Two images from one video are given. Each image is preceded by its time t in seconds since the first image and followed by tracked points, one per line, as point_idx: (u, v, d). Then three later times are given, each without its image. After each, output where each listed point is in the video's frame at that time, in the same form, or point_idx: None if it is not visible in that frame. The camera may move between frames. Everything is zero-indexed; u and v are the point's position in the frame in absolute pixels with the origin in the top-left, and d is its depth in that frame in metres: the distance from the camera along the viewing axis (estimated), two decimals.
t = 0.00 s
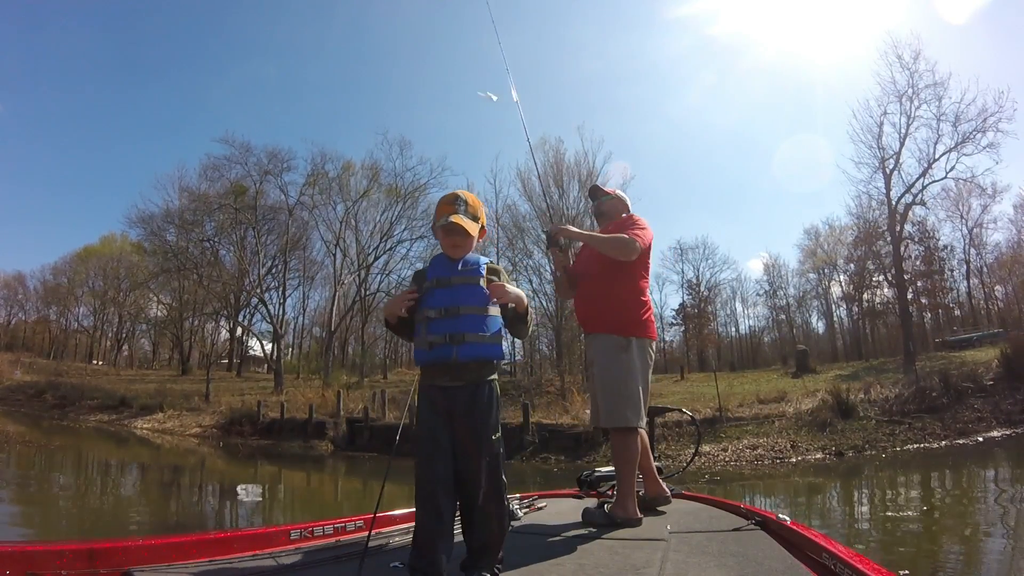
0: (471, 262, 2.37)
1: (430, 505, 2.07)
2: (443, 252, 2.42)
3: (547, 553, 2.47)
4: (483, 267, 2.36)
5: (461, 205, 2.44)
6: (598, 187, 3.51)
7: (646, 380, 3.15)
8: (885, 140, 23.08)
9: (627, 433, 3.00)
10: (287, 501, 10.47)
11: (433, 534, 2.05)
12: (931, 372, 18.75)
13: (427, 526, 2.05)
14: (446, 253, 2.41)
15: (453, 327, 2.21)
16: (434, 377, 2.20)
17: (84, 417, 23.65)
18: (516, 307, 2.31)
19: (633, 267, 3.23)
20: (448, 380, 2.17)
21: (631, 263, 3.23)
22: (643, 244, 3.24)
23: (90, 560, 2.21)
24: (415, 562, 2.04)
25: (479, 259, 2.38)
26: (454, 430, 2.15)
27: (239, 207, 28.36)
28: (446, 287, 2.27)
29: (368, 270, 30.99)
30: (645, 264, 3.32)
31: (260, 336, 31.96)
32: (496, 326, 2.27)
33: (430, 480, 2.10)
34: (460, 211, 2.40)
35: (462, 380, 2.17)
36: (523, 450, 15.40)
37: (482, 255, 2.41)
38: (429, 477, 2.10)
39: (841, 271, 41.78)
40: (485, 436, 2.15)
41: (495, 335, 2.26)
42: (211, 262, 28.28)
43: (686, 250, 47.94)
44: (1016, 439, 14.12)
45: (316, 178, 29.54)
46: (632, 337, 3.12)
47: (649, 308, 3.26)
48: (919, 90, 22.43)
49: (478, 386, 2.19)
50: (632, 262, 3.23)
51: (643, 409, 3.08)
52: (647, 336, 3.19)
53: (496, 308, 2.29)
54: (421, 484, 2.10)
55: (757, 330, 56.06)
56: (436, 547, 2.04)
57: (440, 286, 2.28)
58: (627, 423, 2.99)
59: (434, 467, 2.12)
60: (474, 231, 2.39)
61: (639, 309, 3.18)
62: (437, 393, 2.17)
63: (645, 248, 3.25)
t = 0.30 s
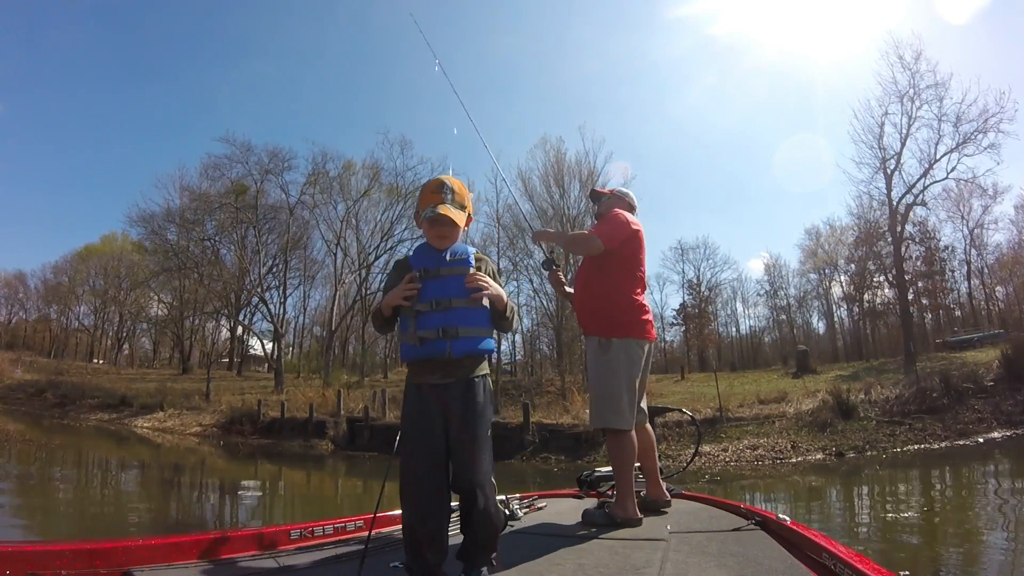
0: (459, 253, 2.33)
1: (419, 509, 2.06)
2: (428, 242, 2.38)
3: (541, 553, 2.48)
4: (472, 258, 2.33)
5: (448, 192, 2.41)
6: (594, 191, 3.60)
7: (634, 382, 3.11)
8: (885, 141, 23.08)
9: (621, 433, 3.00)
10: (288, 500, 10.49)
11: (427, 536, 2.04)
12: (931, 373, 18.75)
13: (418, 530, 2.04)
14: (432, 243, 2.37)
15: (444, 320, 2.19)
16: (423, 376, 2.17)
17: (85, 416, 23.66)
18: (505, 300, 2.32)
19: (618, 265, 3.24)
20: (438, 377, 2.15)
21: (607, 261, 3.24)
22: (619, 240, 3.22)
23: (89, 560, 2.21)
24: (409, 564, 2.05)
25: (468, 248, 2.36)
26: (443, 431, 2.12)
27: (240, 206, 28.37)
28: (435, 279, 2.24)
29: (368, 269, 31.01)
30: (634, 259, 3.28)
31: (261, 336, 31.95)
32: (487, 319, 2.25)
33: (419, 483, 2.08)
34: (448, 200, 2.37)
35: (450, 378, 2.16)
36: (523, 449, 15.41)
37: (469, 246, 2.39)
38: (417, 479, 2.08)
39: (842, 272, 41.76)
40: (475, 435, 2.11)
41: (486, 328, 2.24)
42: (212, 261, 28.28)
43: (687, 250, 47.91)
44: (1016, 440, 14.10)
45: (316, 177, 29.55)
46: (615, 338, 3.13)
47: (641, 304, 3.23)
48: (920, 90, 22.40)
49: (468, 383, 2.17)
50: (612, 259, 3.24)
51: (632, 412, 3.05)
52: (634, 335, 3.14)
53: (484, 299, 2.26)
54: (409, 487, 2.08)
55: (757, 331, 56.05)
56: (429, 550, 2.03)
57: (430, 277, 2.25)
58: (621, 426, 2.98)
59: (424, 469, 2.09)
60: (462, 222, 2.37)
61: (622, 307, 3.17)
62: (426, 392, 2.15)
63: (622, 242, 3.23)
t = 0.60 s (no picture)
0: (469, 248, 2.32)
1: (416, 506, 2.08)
2: (435, 235, 2.38)
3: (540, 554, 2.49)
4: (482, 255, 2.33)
5: (459, 183, 2.39)
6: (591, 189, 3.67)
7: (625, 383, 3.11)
8: (885, 141, 23.06)
9: (615, 433, 3.02)
10: (288, 500, 10.50)
11: (428, 540, 2.05)
12: (931, 373, 18.74)
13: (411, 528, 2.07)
14: (440, 237, 2.37)
15: (455, 318, 2.18)
16: (427, 379, 2.15)
17: (85, 416, 23.67)
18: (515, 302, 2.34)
19: (602, 267, 3.26)
20: (447, 379, 2.12)
21: (591, 263, 3.28)
22: (598, 240, 3.26)
23: (88, 560, 2.20)
24: (409, 565, 2.06)
25: (478, 244, 2.37)
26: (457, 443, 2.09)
27: (240, 206, 28.37)
28: (445, 274, 2.23)
29: (368, 269, 31.02)
30: (622, 256, 3.28)
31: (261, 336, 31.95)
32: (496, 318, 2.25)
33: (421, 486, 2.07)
34: (459, 191, 2.35)
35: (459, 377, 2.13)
36: (523, 450, 15.40)
37: (477, 240, 2.40)
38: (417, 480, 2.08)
39: (842, 272, 41.73)
40: (484, 444, 2.08)
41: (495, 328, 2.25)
42: (212, 261, 28.28)
43: (687, 250, 47.92)
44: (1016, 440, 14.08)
45: (316, 177, 29.57)
46: (601, 340, 3.17)
47: (629, 304, 3.21)
48: (920, 90, 22.40)
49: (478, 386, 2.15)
50: (596, 261, 3.28)
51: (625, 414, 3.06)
52: (620, 338, 3.14)
53: (493, 297, 2.26)
54: (412, 491, 2.06)
55: (758, 331, 56.03)
56: (432, 555, 2.05)
57: (441, 272, 2.22)
58: (614, 428, 3.01)
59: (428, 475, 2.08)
60: (472, 215, 2.38)
61: (609, 307, 3.19)
62: (432, 393, 2.12)
63: (603, 241, 3.25)
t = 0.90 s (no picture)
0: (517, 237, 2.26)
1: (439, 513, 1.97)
2: (483, 221, 2.27)
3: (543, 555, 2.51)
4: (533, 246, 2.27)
5: (514, 166, 2.28)
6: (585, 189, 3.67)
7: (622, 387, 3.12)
8: (885, 140, 23.03)
9: (612, 432, 3.03)
10: (288, 500, 10.52)
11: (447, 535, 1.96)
12: (932, 372, 18.73)
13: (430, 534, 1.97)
14: (489, 221, 2.27)
15: (509, 306, 2.07)
16: (473, 372, 2.02)
17: (85, 417, 23.69)
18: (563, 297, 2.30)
19: (592, 269, 3.26)
20: (490, 371, 2.02)
21: (582, 265, 3.30)
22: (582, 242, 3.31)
23: (89, 560, 2.20)
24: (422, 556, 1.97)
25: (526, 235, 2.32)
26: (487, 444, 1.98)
27: (240, 207, 28.38)
28: (500, 259, 2.12)
29: (369, 269, 31.02)
30: (610, 254, 3.27)
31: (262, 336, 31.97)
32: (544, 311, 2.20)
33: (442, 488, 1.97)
34: (516, 174, 2.26)
35: (501, 373, 2.03)
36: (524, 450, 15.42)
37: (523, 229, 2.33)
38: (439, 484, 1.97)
39: (842, 271, 41.72)
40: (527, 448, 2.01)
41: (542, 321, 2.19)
42: (212, 261, 28.30)
43: (687, 250, 47.91)
44: (1017, 439, 14.07)
45: (317, 178, 29.59)
46: (591, 341, 3.18)
47: (621, 302, 3.20)
48: (921, 89, 22.38)
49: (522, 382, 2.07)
50: (587, 263, 3.27)
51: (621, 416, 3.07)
52: (610, 339, 3.14)
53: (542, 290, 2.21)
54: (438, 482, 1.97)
55: (758, 331, 56.01)
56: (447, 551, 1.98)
57: (497, 256, 2.11)
58: (611, 429, 3.02)
59: (451, 477, 1.96)
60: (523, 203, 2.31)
61: (600, 308, 3.19)
62: (475, 387, 2.01)
63: (586, 244, 3.28)
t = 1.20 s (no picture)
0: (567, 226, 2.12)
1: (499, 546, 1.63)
2: (529, 202, 2.09)
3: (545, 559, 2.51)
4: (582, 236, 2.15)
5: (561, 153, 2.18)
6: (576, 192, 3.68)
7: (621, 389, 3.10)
8: (885, 140, 23.02)
9: (613, 434, 3.01)
10: (289, 501, 10.53)
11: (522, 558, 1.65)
12: (932, 371, 18.73)
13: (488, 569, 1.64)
14: (535, 205, 2.10)
15: (573, 294, 1.90)
16: (535, 365, 1.76)
17: (86, 418, 23.72)
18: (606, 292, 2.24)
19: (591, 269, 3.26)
20: (550, 368, 1.78)
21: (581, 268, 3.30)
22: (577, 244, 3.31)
23: (89, 560, 2.20)
24: None
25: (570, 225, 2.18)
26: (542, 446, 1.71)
27: (239, 208, 28.39)
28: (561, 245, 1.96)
29: (368, 270, 31.04)
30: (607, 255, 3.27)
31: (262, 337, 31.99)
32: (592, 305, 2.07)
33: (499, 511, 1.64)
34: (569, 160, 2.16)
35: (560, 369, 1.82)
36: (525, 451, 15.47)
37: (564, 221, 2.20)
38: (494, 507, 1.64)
39: (842, 271, 41.73)
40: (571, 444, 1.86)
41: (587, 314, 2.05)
42: (212, 262, 28.37)
43: (687, 250, 47.94)
44: (1018, 438, 14.06)
45: (316, 179, 29.64)
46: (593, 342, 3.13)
47: (620, 302, 3.21)
48: (920, 89, 22.36)
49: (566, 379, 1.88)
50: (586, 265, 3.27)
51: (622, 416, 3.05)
52: (608, 337, 3.13)
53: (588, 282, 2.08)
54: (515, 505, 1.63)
55: (759, 330, 55.99)
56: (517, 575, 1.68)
57: (563, 241, 1.93)
58: (611, 430, 2.99)
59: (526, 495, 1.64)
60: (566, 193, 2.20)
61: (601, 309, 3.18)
62: (539, 385, 1.76)
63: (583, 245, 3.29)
